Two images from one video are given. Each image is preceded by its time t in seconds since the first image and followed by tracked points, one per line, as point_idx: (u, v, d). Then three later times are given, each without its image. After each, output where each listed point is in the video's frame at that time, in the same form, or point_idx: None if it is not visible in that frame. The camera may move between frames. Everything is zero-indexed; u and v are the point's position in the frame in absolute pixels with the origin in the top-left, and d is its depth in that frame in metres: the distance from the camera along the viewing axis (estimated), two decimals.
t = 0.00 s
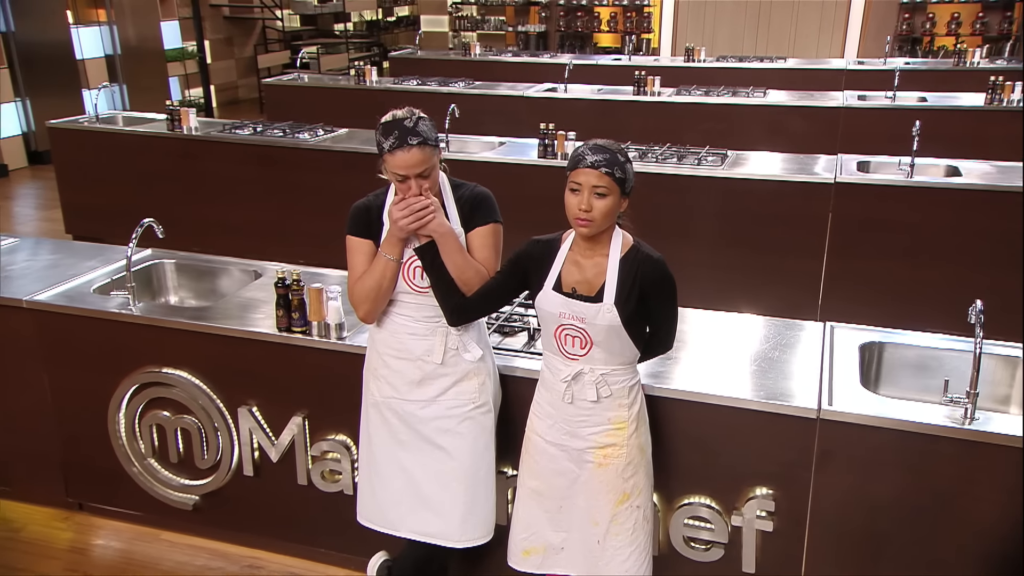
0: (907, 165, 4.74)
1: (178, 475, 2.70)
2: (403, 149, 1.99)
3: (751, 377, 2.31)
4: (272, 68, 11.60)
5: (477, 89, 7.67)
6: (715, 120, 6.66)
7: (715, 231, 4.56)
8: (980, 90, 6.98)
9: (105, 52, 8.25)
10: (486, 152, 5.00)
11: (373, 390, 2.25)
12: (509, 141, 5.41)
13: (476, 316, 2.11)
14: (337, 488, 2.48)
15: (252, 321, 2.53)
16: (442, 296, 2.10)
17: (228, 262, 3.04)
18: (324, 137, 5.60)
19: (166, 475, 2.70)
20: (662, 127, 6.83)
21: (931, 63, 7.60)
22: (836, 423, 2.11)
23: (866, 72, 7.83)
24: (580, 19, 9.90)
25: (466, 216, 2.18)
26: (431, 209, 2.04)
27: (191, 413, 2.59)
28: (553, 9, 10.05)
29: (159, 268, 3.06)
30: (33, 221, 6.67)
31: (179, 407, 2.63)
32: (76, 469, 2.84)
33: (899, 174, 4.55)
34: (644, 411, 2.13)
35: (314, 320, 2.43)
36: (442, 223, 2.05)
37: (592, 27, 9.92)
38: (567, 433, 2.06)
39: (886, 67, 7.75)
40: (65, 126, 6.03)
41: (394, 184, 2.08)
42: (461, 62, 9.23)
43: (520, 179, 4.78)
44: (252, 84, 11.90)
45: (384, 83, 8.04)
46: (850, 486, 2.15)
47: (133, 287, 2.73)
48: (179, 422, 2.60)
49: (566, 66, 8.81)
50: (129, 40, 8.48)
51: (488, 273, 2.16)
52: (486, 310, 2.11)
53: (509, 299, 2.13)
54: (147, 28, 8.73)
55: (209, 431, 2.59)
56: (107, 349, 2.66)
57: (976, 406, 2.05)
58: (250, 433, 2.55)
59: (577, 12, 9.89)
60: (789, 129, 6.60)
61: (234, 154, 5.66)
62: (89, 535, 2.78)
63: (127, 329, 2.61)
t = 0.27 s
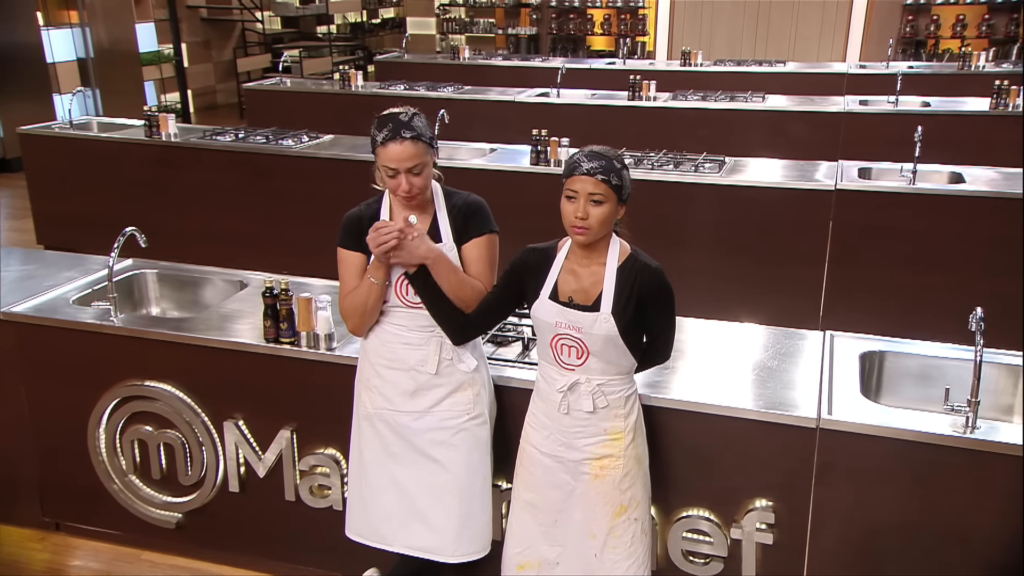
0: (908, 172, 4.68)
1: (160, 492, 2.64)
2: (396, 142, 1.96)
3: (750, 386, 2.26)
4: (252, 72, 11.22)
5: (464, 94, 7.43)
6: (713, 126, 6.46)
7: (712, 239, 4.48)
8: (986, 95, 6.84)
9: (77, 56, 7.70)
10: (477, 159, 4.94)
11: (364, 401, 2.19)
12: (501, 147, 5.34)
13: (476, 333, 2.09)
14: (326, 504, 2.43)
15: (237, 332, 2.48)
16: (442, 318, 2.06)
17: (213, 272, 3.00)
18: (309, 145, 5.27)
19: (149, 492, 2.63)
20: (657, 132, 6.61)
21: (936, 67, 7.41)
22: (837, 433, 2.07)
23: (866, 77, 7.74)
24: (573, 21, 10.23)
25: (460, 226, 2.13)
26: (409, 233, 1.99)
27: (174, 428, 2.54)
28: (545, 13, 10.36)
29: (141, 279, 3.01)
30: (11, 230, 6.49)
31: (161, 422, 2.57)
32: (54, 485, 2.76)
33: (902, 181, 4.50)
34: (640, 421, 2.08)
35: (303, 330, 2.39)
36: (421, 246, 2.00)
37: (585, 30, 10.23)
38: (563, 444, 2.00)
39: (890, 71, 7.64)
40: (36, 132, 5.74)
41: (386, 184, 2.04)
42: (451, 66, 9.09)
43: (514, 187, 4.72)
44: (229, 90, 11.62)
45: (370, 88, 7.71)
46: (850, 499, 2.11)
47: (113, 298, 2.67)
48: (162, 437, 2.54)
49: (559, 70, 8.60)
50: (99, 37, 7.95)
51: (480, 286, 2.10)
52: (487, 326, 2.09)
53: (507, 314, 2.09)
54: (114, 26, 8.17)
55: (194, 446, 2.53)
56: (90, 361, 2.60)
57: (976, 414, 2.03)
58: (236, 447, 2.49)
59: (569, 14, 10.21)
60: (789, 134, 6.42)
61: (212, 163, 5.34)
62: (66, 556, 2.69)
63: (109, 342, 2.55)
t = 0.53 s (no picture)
0: (916, 179, 4.61)
1: (142, 511, 2.57)
2: (393, 133, 1.95)
3: (753, 397, 2.20)
4: (234, 76, 10.14)
5: (456, 99, 7.29)
6: (714, 132, 6.31)
7: (711, 248, 4.42)
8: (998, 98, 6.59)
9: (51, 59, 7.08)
10: (468, 166, 4.89)
11: (356, 416, 2.13)
12: (494, 154, 5.26)
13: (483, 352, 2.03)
14: (315, 521, 2.37)
15: (224, 345, 2.43)
16: (445, 343, 2.02)
17: (199, 283, 2.95)
18: (298, 150, 5.14)
19: (131, 511, 2.57)
20: (655, 138, 6.48)
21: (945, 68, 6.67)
22: (841, 444, 2.02)
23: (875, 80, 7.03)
24: (569, 23, 9.17)
25: (456, 236, 2.09)
26: (394, 267, 1.98)
27: (159, 443, 2.48)
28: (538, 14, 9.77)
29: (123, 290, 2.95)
30: None
31: (145, 437, 2.52)
32: (33, 504, 2.69)
33: (909, 189, 4.44)
34: (640, 433, 2.03)
35: (293, 342, 2.34)
36: (407, 279, 1.98)
37: (581, 32, 9.15)
38: (561, 458, 1.94)
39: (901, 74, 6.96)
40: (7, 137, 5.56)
41: (375, 179, 2.01)
42: (442, 70, 8.92)
43: (511, 195, 4.66)
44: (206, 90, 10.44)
45: (358, 92, 7.47)
46: (854, 515, 2.06)
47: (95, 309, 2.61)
48: (146, 453, 2.48)
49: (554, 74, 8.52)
50: (73, 42, 7.25)
51: (473, 304, 2.06)
52: (491, 341, 2.03)
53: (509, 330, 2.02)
54: (97, 32, 7.49)
55: (178, 462, 2.47)
56: (73, 375, 2.54)
57: (982, 425, 1.98)
58: (222, 462, 2.43)
59: (564, 16, 9.13)
60: (794, 140, 6.26)
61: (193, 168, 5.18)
62: None
63: (93, 355, 2.50)
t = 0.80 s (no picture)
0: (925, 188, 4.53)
1: (125, 531, 2.51)
2: (389, 136, 1.91)
3: (757, 412, 2.14)
4: (216, 80, 9.74)
5: (448, 104, 7.18)
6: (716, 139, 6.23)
7: (711, 258, 4.36)
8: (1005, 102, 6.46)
9: (23, 61, 7.02)
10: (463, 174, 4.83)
11: (349, 430, 2.07)
12: (490, 161, 5.20)
13: (482, 369, 1.99)
14: (305, 540, 2.31)
15: (210, 359, 2.38)
16: (443, 358, 1.98)
17: (184, 295, 2.90)
18: (281, 156, 4.95)
19: (113, 532, 2.50)
20: (654, 145, 6.39)
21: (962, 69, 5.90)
22: (847, 458, 1.96)
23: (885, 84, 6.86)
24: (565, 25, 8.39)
25: (452, 247, 2.04)
26: (388, 278, 1.94)
27: (142, 461, 2.42)
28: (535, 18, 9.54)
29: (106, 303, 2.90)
30: None
31: (128, 455, 2.46)
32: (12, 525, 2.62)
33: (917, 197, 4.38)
34: (640, 448, 1.97)
35: (282, 355, 2.30)
36: (400, 293, 1.93)
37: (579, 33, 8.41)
38: (559, 474, 1.88)
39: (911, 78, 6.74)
40: None
41: (370, 182, 1.97)
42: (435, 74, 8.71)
43: (509, 203, 4.60)
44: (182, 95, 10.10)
45: (346, 97, 7.24)
46: (860, 531, 2.00)
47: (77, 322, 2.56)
48: (128, 472, 2.42)
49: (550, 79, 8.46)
50: (47, 43, 7.12)
51: (469, 317, 2.01)
52: (490, 357, 1.98)
53: (506, 344, 1.97)
54: (70, 33, 7.24)
55: (162, 481, 2.41)
56: (56, 390, 2.49)
57: (991, 438, 1.93)
58: (208, 480, 2.37)
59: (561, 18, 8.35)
60: (799, 147, 6.19)
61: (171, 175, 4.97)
62: None
63: (76, 370, 2.45)
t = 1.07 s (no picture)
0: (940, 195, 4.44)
1: (109, 550, 2.45)
2: (388, 141, 1.86)
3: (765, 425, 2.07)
4: (199, 80, 9.73)
5: (443, 106, 7.09)
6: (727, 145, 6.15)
7: (715, 266, 4.29)
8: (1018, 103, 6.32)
9: None
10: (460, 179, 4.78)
11: (345, 443, 2.02)
12: (488, 166, 5.14)
13: (481, 380, 1.93)
14: (297, 559, 2.25)
15: (198, 371, 2.33)
16: (440, 368, 1.93)
17: (170, 305, 2.86)
18: (271, 162, 4.92)
19: (96, 551, 2.45)
20: (660, 150, 6.30)
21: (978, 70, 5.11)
22: (857, 472, 1.90)
23: (898, 86, 6.72)
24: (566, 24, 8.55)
25: (451, 254, 1.99)
26: (387, 287, 1.89)
27: (128, 477, 2.37)
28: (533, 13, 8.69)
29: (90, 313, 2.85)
30: None
31: (113, 471, 2.41)
32: None
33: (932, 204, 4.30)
34: (644, 461, 1.91)
35: (274, 366, 2.24)
36: (399, 301, 1.88)
37: (580, 33, 8.53)
38: (561, 488, 1.82)
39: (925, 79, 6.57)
40: None
41: (368, 187, 1.92)
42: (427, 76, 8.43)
43: (511, 208, 4.54)
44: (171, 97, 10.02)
45: (336, 99, 7.17)
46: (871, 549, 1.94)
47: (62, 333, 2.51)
48: (113, 488, 2.37)
49: (550, 79, 8.12)
50: (23, 44, 7.15)
51: (469, 326, 1.95)
52: (489, 369, 1.93)
53: (507, 355, 1.92)
54: (47, 32, 7.32)
55: (148, 498, 2.36)
56: (42, 403, 2.44)
57: (1007, 452, 1.87)
58: (197, 497, 2.32)
59: (561, 17, 8.54)
60: (812, 152, 6.07)
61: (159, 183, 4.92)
62: None
63: (61, 383, 2.40)
